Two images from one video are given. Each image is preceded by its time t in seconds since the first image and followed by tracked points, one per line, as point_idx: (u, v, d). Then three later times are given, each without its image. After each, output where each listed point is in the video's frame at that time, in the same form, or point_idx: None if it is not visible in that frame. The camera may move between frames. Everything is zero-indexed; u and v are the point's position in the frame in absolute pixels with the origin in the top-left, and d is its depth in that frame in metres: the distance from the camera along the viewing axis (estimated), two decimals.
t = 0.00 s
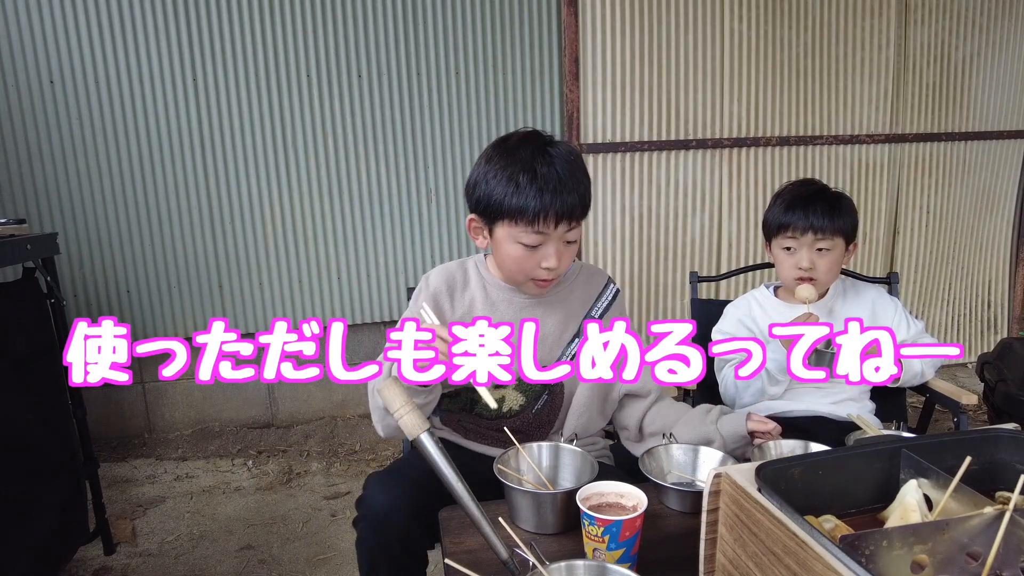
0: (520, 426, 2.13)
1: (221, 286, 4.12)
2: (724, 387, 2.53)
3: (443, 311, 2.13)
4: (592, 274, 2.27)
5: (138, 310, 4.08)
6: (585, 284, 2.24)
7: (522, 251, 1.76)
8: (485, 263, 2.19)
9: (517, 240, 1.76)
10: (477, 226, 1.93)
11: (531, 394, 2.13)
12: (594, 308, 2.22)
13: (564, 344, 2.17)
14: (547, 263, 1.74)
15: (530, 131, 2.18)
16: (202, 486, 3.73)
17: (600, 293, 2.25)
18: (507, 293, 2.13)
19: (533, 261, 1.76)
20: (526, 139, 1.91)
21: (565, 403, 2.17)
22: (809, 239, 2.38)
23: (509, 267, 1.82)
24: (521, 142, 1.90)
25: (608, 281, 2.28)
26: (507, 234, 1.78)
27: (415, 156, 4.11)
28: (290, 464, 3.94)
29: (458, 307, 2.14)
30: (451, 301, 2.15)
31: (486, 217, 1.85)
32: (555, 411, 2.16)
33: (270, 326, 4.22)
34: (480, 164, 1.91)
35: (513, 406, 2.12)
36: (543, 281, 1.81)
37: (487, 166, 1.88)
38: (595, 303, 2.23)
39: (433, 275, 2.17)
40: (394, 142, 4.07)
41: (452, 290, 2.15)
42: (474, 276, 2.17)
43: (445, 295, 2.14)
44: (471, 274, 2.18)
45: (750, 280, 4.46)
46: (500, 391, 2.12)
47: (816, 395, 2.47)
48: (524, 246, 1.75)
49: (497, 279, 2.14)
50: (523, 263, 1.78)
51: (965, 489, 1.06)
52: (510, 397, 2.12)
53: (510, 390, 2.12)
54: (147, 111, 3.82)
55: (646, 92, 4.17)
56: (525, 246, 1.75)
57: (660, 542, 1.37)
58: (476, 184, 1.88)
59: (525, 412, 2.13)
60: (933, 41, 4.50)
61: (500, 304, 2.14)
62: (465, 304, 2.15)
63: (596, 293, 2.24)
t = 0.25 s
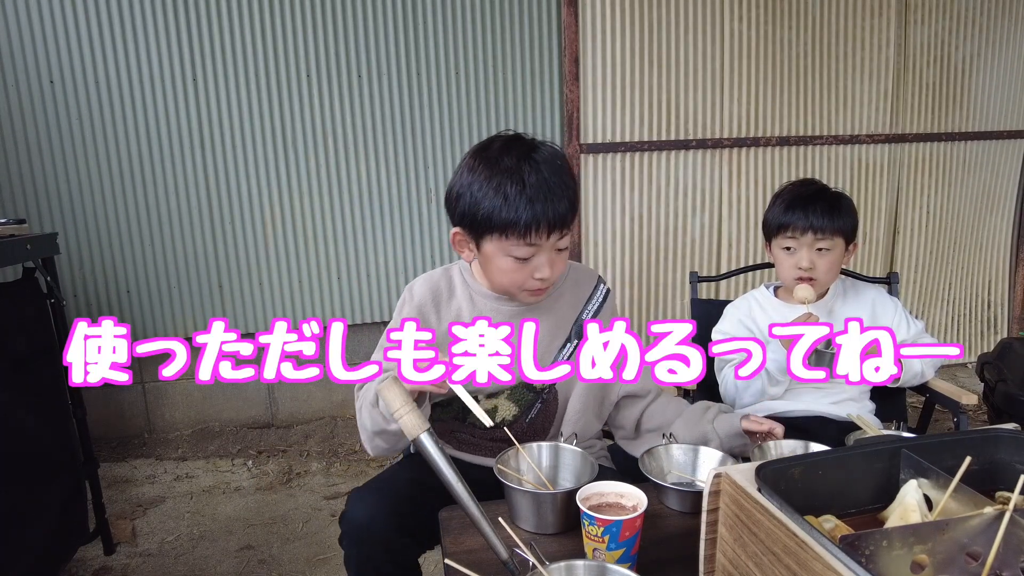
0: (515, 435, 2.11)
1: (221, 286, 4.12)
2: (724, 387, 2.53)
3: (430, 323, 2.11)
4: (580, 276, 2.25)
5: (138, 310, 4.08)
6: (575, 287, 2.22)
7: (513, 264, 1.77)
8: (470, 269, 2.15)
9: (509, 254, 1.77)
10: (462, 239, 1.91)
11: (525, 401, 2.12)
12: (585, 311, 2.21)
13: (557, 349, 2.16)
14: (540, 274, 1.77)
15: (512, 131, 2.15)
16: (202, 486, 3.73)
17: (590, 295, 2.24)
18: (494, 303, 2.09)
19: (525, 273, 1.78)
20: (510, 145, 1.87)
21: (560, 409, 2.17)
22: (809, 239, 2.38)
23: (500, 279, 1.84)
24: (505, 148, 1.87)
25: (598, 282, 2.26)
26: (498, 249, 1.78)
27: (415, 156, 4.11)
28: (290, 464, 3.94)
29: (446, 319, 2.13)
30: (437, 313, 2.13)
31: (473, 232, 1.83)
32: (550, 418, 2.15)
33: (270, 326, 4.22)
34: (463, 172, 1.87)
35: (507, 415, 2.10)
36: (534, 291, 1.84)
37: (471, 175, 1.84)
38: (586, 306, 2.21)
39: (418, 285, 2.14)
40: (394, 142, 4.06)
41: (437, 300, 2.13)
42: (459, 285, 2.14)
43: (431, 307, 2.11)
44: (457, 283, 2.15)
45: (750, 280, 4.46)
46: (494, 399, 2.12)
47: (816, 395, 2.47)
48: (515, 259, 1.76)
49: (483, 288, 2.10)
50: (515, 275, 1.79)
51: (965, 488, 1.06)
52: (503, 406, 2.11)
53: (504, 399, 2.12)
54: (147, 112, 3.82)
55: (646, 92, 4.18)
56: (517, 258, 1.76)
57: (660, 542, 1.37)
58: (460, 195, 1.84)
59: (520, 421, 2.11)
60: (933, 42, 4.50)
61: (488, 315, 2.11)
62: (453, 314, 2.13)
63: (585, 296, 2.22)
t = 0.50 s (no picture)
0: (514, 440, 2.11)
1: (221, 286, 4.12)
2: (724, 387, 2.54)
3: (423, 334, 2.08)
4: (573, 278, 2.23)
5: (138, 310, 4.08)
6: (568, 290, 2.20)
7: (505, 263, 1.75)
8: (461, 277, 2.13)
9: (500, 253, 1.75)
10: (451, 244, 1.89)
11: (523, 406, 2.11)
12: (581, 313, 2.18)
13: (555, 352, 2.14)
14: (535, 273, 1.74)
15: (493, 134, 2.17)
16: (202, 486, 3.73)
17: (584, 297, 2.22)
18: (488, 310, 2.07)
19: (518, 270, 1.75)
20: (492, 146, 1.88)
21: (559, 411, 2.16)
22: (808, 239, 2.38)
23: (494, 281, 1.81)
24: (487, 148, 1.89)
25: (592, 283, 2.24)
26: (489, 248, 1.76)
27: (415, 156, 4.11)
28: (290, 464, 3.94)
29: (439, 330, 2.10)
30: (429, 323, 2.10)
31: (462, 235, 1.82)
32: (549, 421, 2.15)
33: (270, 326, 4.22)
34: (447, 175, 1.88)
35: (506, 421, 2.10)
36: (528, 293, 1.81)
37: (456, 177, 1.85)
38: (580, 308, 2.19)
39: (409, 296, 2.12)
40: (394, 142, 4.06)
41: (430, 311, 2.10)
42: (451, 293, 2.11)
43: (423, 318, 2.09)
44: (448, 291, 2.12)
45: (750, 280, 4.46)
46: (491, 406, 2.11)
47: (816, 395, 2.47)
48: (507, 258, 1.74)
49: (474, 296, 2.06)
50: (508, 276, 1.76)
51: (965, 488, 1.06)
52: (501, 412, 2.10)
53: (502, 405, 2.11)
54: (147, 111, 3.82)
55: (646, 92, 4.18)
56: (509, 257, 1.74)
57: (660, 542, 1.37)
58: (446, 199, 1.84)
59: (519, 426, 2.10)
60: (933, 42, 4.50)
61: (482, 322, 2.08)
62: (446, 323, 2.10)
63: (579, 298, 2.20)
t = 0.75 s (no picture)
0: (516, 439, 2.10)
1: (221, 286, 4.12)
2: (724, 388, 2.54)
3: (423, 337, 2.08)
4: (571, 276, 2.24)
5: (138, 310, 4.08)
6: (568, 288, 2.21)
7: (500, 259, 1.74)
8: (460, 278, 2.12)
9: (495, 249, 1.75)
10: (447, 242, 1.88)
11: (525, 405, 2.11)
12: (580, 311, 2.19)
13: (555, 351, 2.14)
14: (531, 268, 1.73)
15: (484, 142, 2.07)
16: (201, 486, 3.73)
17: (583, 294, 2.22)
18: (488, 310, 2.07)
19: (513, 267, 1.74)
20: (485, 144, 1.88)
21: (561, 410, 2.16)
22: (808, 239, 2.38)
23: (489, 278, 1.80)
24: (481, 145, 1.89)
25: (590, 281, 2.26)
26: (484, 245, 1.76)
27: (415, 156, 4.11)
28: (290, 464, 3.94)
29: (440, 331, 2.09)
30: (430, 324, 2.10)
31: (457, 231, 1.82)
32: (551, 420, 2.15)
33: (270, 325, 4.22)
34: (441, 173, 1.88)
35: (508, 420, 2.10)
36: (526, 290, 1.79)
37: (449, 175, 1.85)
38: (580, 305, 2.20)
39: (408, 298, 2.11)
40: (394, 142, 4.06)
41: (430, 313, 2.09)
42: (450, 294, 2.11)
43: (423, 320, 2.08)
44: (448, 292, 2.12)
45: (750, 280, 4.46)
46: (494, 405, 2.11)
47: (816, 395, 2.47)
48: (503, 254, 1.74)
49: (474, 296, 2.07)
50: (504, 273, 1.75)
51: (965, 488, 1.06)
52: (503, 412, 2.10)
53: (504, 404, 2.11)
54: (147, 111, 3.82)
55: (647, 92, 4.18)
56: (505, 253, 1.73)
57: (660, 542, 1.37)
58: (440, 197, 1.84)
59: (521, 425, 2.11)
60: (932, 42, 4.50)
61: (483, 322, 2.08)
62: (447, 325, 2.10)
63: (578, 296, 2.21)
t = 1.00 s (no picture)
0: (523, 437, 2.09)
1: (221, 286, 4.12)
2: (724, 388, 2.54)
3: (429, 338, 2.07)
4: (576, 273, 2.24)
5: (138, 310, 4.08)
6: (573, 285, 2.21)
7: (503, 252, 1.74)
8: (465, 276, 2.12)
9: (498, 242, 1.74)
10: (452, 235, 1.90)
11: (533, 403, 2.09)
12: (586, 308, 2.20)
13: (562, 348, 2.13)
14: (534, 262, 1.72)
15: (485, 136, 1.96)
16: (201, 486, 3.73)
17: (588, 292, 2.22)
18: (495, 309, 2.07)
19: (516, 260, 1.73)
20: (490, 139, 1.90)
21: (566, 409, 2.15)
22: (808, 239, 2.38)
23: (492, 272, 1.79)
24: (486, 139, 1.90)
25: (595, 278, 2.26)
26: (487, 237, 1.76)
27: (415, 156, 4.11)
28: (290, 464, 3.94)
29: (446, 330, 2.10)
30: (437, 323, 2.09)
31: (461, 224, 1.83)
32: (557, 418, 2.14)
33: (270, 326, 4.22)
34: (447, 167, 1.89)
35: (515, 419, 2.09)
36: (529, 285, 1.77)
37: (454, 169, 1.86)
38: (585, 302, 2.20)
39: (414, 298, 2.10)
40: (394, 143, 4.07)
41: (436, 313, 2.09)
42: (456, 293, 2.11)
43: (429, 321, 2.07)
44: (454, 291, 2.11)
45: (750, 280, 4.46)
46: (501, 404, 2.10)
47: (816, 395, 2.47)
48: (505, 247, 1.73)
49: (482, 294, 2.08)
50: (507, 266, 1.74)
51: (966, 489, 1.06)
52: (511, 410, 2.09)
53: (511, 403, 2.10)
54: (147, 112, 3.82)
55: (647, 92, 4.18)
56: (507, 246, 1.73)
57: (660, 542, 1.37)
58: (446, 189, 1.86)
59: (528, 424, 2.10)
60: (932, 42, 4.50)
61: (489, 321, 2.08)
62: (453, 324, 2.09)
63: (584, 293, 2.21)
